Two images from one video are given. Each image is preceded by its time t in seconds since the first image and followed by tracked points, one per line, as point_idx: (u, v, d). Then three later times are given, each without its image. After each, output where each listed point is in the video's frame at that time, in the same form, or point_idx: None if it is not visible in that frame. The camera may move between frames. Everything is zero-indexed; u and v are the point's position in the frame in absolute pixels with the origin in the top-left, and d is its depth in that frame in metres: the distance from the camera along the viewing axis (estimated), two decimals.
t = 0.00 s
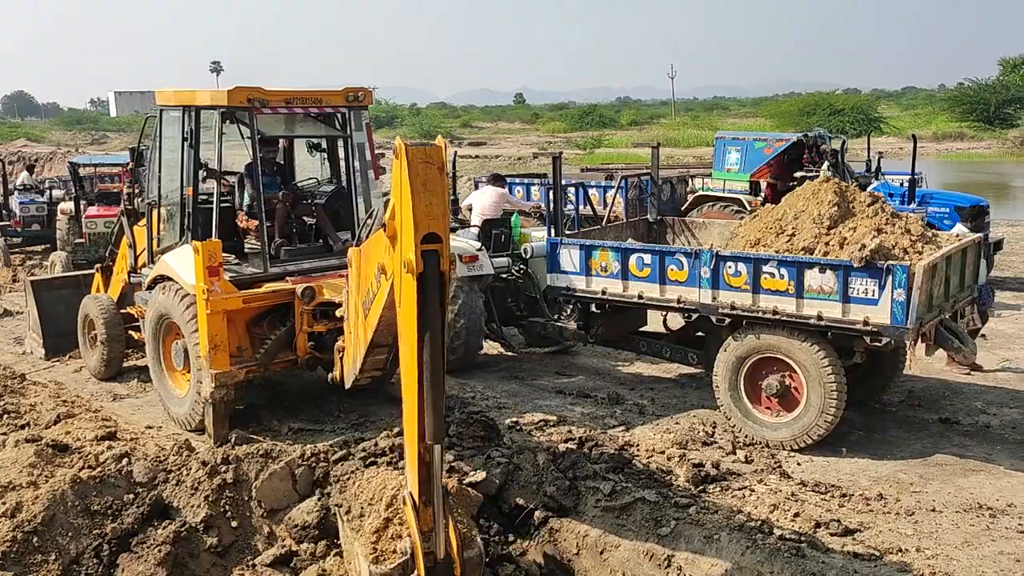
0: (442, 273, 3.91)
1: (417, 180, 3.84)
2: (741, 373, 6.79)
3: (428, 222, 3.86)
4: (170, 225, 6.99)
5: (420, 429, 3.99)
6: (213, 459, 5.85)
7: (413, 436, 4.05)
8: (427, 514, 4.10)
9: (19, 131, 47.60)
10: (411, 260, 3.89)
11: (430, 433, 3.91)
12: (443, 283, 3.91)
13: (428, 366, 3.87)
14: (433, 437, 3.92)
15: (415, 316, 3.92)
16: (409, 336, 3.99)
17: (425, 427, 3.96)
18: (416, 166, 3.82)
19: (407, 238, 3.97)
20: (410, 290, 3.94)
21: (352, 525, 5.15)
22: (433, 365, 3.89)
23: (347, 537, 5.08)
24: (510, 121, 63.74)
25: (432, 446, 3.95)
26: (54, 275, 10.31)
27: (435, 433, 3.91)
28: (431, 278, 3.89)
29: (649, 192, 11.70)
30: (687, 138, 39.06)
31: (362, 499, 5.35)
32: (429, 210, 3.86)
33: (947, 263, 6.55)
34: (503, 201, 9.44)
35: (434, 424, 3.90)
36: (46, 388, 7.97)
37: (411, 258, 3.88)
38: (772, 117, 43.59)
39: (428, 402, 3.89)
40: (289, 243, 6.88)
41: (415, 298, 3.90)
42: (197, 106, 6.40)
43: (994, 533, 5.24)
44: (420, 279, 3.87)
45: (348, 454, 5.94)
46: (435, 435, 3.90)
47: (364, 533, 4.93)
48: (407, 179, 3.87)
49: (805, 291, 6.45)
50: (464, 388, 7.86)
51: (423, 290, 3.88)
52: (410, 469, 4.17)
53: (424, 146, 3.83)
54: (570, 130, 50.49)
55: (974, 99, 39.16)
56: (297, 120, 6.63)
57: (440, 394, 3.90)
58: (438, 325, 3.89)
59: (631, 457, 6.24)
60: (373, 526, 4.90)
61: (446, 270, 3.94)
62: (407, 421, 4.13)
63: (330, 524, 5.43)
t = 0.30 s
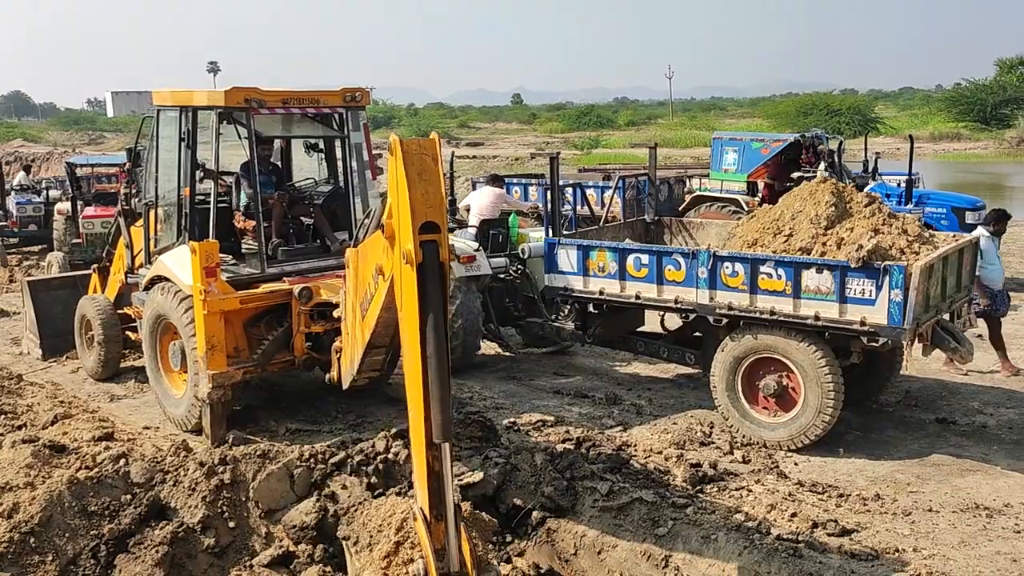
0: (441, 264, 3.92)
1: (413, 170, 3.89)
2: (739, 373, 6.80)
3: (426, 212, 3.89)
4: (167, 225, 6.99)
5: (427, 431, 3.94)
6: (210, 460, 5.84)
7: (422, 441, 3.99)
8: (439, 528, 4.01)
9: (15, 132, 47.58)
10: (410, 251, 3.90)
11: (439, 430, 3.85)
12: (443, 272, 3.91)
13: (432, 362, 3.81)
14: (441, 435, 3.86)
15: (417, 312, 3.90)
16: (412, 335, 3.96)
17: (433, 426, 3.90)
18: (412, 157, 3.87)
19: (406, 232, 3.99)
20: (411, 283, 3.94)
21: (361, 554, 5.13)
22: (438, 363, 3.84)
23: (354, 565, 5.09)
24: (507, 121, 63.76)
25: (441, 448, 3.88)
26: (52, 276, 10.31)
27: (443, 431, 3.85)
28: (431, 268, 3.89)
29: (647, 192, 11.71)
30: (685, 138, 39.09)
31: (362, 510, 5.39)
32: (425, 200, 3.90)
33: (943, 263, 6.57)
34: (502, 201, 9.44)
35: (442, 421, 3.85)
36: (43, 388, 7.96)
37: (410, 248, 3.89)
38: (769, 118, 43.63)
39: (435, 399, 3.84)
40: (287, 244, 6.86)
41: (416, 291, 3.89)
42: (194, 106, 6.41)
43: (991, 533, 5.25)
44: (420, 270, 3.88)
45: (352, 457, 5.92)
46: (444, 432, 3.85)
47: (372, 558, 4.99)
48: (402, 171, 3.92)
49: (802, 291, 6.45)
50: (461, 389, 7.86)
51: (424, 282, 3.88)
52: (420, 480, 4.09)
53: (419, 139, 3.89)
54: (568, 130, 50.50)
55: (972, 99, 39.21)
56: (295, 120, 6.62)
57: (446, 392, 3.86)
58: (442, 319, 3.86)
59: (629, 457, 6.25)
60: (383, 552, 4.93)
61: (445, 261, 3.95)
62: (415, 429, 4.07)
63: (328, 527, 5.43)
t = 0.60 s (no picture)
0: (440, 254, 3.94)
1: (410, 162, 3.95)
2: (738, 373, 6.80)
3: (423, 202, 3.93)
4: (167, 225, 6.99)
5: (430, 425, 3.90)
6: (210, 460, 5.83)
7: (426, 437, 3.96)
8: (445, 530, 3.93)
9: (14, 132, 47.57)
10: (409, 241, 3.94)
11: (441, 421, 3.83)
12: (442, 262, 3.94)
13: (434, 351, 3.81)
14: (444, 426, 3.83)
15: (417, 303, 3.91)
16: (413, 328, 3.97)
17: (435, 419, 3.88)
18: (409, 149, 3.94)
19: (404, 224, 4.02)
20: (410, 273, 3.97)
21: (366, 560, 5.12)
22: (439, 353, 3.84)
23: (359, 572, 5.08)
24: (507, 121, 63.76)
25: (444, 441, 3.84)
26: (51, 276, 10.31)
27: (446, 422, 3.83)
28: (431, 258, 3.93)
29: (646, 192, 11.71)
30: (684, 138, 39.09)
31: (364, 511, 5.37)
32: (423, 191, 3.95)
33: (943, 263, 6.57)
34: (501, 201, 9.44)
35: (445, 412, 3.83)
36: (42, 388, 7.96)
37: (409, 239, 3.93)
38: (769, 118, 43.63)
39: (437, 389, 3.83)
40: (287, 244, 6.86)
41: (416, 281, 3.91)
42: (194, 106, 6.41)
43: (991, 533, 5.25)
44: (419, 259, 3.91)
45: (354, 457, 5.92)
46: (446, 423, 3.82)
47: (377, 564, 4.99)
48: (400, 163, 3.98)
49: (802, 292, 6.46)
50: (461, 389, 7.86)
51: (423, 272, 3.90)
52: (424, 481, 4.04)
53: (415, 132, 3.96)
54: (568, 131, 50.50)
55: (971, 100, 39.23)
56: (294, 120, 6.62)
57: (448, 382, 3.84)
58: (442, 308, 3.88)
59: (629, 458, 6.24)
60: (389, 557, 4.92)
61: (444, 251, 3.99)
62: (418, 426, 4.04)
63: (328, 529, 5.43)
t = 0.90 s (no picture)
0: (434, 221, 4.01)
1: (404, 131, 4.03)
2: (739, 374, 6.79)
3: (417, 170, 4.00)
4: (168, 225, 6.99)
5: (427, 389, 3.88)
6: (210, 460, 5.82)
7: (422, 404, 3.91)
8: (444, 499, 3.82)
9: (14, 132, 47.54)
10: (403, 208, 4.00)
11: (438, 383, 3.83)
12: (436, 230, 3.99)
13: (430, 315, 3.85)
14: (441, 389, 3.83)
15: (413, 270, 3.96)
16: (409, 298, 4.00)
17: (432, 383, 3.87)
18: (402, 119, 4.03)
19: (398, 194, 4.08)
20: (405, 242, 4.02)
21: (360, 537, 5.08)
22: (435, 319, 3.87)
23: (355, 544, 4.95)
24: (507, 121, 63.75)
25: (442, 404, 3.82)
26: (51, 276, 10.31)
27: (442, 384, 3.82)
28: (425, 225, 3.98)
29: (647, 193, 11.71)
30: (684, 139, 39.08)
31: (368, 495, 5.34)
32: (417, 160, 4.02)
33: (944, 264, 6.57)
34: (502, 202, 9.43)
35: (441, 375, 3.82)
36: (42, 389, 7.96)
37: (404, 207, 3.98)
38: (769, 119, 43.63)
39: (433, 352, 3.84)
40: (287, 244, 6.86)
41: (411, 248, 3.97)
42: (195, 106, 6.41)
43: (992, 534, 5.25)
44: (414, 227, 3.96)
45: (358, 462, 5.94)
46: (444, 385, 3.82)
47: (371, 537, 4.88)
48: (394, 134, 4.06)
49: (803, 292, 6.45)
50: (461, 390, 7.85)
51: (418, 237, 3.97)
52: (422, 452, 3.97)
53: (409, 106, 4.07)
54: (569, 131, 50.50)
55: (971, 101, 39.23)
56: (295, 120, 6.61)
57: (444, 344, 3.85)
58: (437, 274, 3.93)
59: (630, 458, 6.23)
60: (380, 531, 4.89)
61: (439, 220, 4.04)
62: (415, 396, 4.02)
63: (329, 530, 5.42)
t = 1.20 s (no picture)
0: (432, 201, 4.05)
1: (401, 115, 4.10)
2: (741, 375, 6.79)
3: (414, 151, 4.06)
4: (169, 227, 6.99)
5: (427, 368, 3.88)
6: (211, 461, 5.78)
7: (423, 384, 3.90)
8: (445, 480, 3.78)
9: (15, 134, 47.60)
10: (400, 189, 4.04)
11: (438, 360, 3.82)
12: (434, 210, 4.03)
13: (430, 293, 3.87)
14: (440, 366, 3.82)
15: (411, 251, 3.98)
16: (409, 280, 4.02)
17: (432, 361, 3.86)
18: (400, 102, 4.10)
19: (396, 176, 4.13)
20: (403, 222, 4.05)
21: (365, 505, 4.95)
22: (434, 296, 3.89)
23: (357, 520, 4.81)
24: (508, 123, 63.75)
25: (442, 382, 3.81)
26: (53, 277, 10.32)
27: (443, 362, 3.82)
28: (422, 205, 4.02)
29: (648, 194, 11.73)
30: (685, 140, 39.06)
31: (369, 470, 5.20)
32: (415, 142, 4.08)
33: (945, 265, 6.57)
34: (502, 203, 9.44)
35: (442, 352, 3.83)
36: (44, 390, 7.96)
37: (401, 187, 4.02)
38: (770, 120, 43.62)
39: (432, 329, 3.85)
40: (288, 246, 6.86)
41: (410, 228, 3.99)
42: (196, 108, 6.41)
43: (993, 535, 5.24)
44: (412, 206, 4.00)
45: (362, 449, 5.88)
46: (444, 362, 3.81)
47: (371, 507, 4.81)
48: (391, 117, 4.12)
49: (804, 293, 6.45)
50: (462, 391, 7.85)
51: (416, 217, 4.00)
52: (423, 434, 3.95)
53: (406, 90, 4.15)
54: (570, 132, 50.50)
55: (972, 103, 39.21)
56: (297, 121, 6.66)
57: (444, 323, 3.86)
58: (435, 252, 3.95)
59: (631, 459, 6.22)
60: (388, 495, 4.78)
61: (437, 202, 4.08)
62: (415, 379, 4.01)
63: (330, 532, 5.43)
